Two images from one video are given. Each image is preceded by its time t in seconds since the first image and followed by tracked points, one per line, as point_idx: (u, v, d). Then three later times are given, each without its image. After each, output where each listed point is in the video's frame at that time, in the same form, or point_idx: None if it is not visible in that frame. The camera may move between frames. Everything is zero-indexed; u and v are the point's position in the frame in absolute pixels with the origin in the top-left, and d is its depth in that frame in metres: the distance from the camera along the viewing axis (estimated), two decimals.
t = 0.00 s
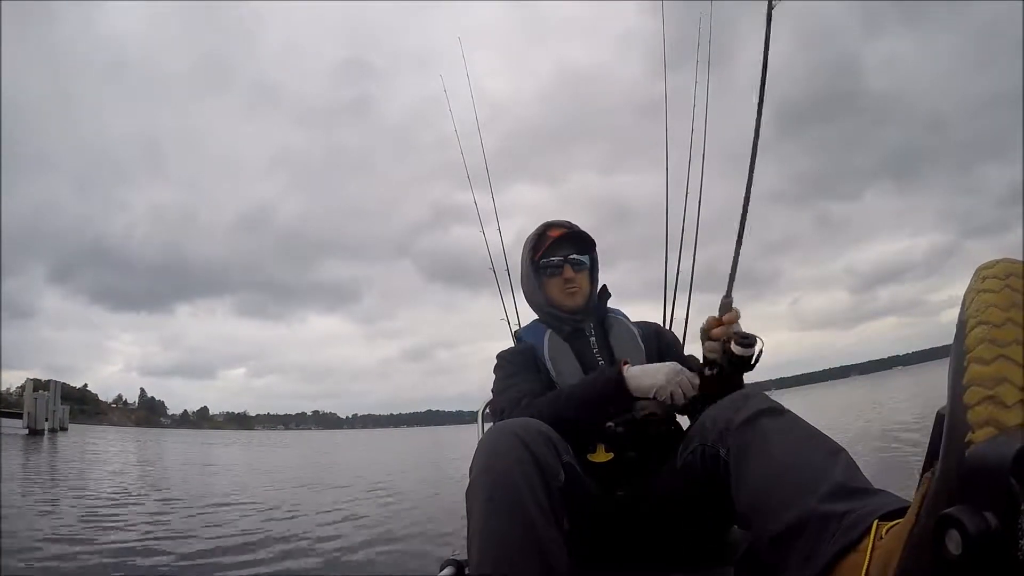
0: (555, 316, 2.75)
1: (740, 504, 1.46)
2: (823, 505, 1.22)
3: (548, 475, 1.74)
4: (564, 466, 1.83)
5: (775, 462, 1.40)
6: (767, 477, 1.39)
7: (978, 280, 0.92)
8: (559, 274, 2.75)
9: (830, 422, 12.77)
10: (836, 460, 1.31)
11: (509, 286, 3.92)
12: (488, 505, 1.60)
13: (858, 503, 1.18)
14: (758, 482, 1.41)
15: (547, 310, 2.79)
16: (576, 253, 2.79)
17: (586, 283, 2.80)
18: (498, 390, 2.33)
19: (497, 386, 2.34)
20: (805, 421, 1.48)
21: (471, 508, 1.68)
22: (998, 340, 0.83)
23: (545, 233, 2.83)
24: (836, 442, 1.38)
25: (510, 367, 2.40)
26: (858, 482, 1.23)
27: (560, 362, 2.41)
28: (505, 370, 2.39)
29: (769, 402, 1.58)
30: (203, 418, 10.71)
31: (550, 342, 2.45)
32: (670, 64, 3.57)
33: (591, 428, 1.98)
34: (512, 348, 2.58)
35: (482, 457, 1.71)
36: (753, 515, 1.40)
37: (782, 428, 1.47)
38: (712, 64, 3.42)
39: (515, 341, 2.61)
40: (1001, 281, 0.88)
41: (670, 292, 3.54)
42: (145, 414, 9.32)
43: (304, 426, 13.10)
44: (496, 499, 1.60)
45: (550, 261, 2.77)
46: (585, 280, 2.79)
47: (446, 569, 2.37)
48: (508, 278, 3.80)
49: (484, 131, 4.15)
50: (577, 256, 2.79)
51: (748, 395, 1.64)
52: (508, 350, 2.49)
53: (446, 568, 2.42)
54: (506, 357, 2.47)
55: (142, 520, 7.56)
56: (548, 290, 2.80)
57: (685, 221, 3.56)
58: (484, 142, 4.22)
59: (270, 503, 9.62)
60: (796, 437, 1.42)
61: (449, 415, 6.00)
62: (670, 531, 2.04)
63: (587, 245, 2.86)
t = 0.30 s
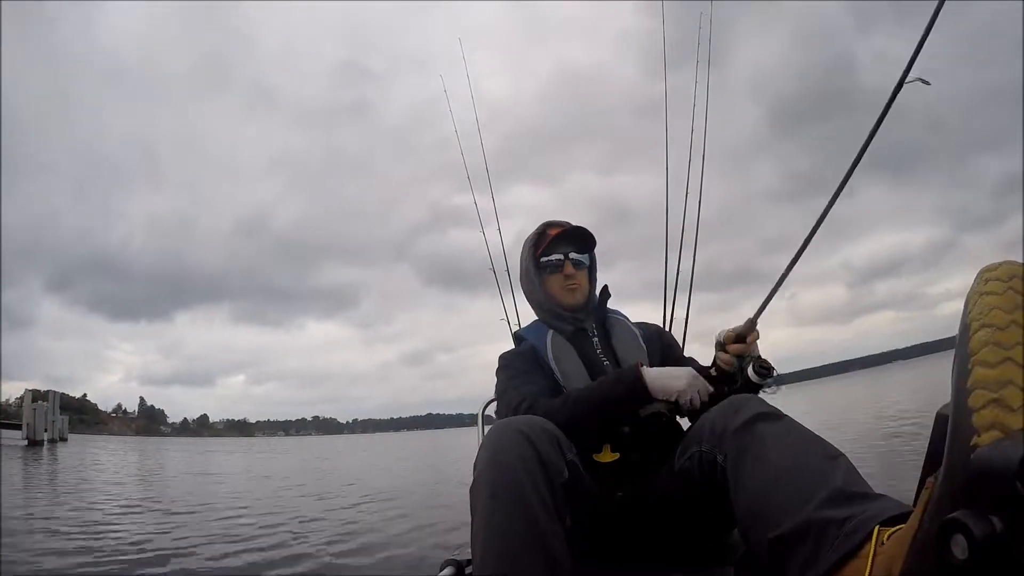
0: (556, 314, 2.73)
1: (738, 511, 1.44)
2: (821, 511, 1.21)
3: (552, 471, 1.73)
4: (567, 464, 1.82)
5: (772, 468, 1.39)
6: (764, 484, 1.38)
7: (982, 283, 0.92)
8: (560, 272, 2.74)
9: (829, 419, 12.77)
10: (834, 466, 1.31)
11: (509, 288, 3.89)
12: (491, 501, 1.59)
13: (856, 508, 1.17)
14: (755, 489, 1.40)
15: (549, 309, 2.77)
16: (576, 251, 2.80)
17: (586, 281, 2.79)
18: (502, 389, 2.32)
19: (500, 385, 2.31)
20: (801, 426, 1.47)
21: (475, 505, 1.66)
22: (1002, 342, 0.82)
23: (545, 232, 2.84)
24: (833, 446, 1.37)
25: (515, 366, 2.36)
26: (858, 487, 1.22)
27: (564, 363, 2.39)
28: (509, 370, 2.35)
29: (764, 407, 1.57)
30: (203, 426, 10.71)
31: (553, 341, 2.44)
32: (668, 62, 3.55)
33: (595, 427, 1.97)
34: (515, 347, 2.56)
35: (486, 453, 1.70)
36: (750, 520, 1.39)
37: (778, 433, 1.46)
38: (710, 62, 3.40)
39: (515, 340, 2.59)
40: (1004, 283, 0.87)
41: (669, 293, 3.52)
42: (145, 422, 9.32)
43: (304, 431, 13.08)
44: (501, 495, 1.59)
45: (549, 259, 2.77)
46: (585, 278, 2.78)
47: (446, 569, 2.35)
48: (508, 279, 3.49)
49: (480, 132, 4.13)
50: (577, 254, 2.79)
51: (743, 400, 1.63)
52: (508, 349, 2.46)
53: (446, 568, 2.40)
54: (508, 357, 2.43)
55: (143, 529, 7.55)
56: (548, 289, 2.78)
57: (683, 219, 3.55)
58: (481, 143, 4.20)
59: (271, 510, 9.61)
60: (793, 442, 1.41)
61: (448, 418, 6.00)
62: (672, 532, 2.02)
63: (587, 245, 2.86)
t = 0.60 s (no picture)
0: (557, 315, 2.73)
1: (739, 512, 1.44)
2: (823, 512, 1.21)
3: (556, 471, 1.72)
4: (570, 463, 1.82)
5: (772, 469, 1.39)
6: (764, 485, 1.38)
7: (984, 283, 0.92)
8: (561, 273, 2.74)
9: (827, 415, 12.78)
10: (835, 466, 1.31)
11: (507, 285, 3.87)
12: (495, 500, 1.59)
13: (857, 509, 1.17)
14: (755, 490, 1.40)
15: (549, 310, 2.77)
16: (578, 252, 2.79)
17: (587, 282, 2.79)
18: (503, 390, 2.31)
19: (501, 386, 2.31)
20: (801, 426, 1.47)
21: (477, 508, 1.66)
22: (1003, 343, 0.81)
23: (547, 233, 2.83)
24: (833, 446, 1.37)
25: (515, 368, 2.35)
26: (859, 487, 1.22)
27: (565, 364, 2.39)
28: (509, 371, 2.34)
29: (766, 408, 1.57)
30: (204, 429, 10.70)
31: (553, 342, 2.43)
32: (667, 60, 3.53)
33: (596, 427, 1.96)
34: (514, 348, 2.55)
35: (488, 455, 1.70)
36: (751, 521, 1.39)
37: (779, 434, 1.46)
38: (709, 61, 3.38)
39: (516, 341, 2.57)
40: (1006, 284, 0.87)
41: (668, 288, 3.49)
42: (145, 426, 9.30)
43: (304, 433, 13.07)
44: (504, 495, 1.59)
45: (551, 260, 2.77)
46: (586, 279, 2.78)
47: (447, 569, 2.34)
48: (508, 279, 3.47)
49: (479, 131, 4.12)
50: (579, 255, 2.79)
51: (743, 402, 1.63)
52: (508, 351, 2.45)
53: (446, 568, 2.39)
54: (508, 359, 2.42)
55: (143, 533, 7.54)
56: (549, 289, 2.77)
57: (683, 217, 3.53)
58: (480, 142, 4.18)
59: (271, 513, 9.60)
60: (795, 442, 1.41)
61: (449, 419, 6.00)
62: (672, 533, 2.02)
63: (589, 245, 2.86)
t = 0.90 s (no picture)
0: (559, 314, 2.73)
1: (738, 512, 1.44)
2: (823, 512, 1.21)
3: (556, 471, 1.72)
4: (569, 463, 1.82)
5: (771, 470, 1.39)
6: (764, 485, 1.38)
7: (984, 283, 0.92)
8: (565, 272, 2.73)
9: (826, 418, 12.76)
10: (835, 467, 1.31)
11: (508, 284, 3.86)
12: (494, 499, 1.60)
13: (858, 509, 1.18)
14: (755, 491, 1.40)
15: (551, 309, 2.77)
16: (583, 252, 2.78)
17: (591, 282, 2.78)
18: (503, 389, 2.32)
19: (502, 384, 2.31)
20: (802, 427, 1.47)
21: (477, 507, 1.66)
22: (1003, 343, 0.81)
23: (552, 231, 2.81)
24: (833, 447, 1.38)
25: (517, 365, 2.36)
26: (859, 488, 1.23)
27: (566, 363, 2.40)
28: (511, 368, 2.35)
29: (767, 408, 1.57)
30: (203, 425, 10.71)
31: (555, 342, 2.43)
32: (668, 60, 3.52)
33: (596, 426, 1.96)
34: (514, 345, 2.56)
35: (488, 455, 1.70)
36: (750, 521, 1.39)
37: (779, 434, 1.46)
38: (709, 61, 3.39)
39: (516, 338, 2.58)
40: (1006, 284, 0.87)
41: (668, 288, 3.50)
42: (144, 422, 9.32)
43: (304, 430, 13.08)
44: (504, 495, 1.59)
45: (555, 259, 2.75)
46: (589, 279, 2.78)
47: (446, 569, 2.35)
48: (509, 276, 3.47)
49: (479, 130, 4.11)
50: (584, 255, 2.77)
51: (743, 402, 1.63)
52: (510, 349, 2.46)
53: (446, 568, 2.39)
54: (509, 356, 2.42)
55: (142, 528, 7.55)
56: (552, 288, 2.77)
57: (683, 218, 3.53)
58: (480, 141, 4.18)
59: (270, 510, 9.61)
60: (796, 443, 1.41)
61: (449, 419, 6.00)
62: (671, 533, 2.02)
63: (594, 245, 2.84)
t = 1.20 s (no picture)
0: (559, 315, 2.73)
1: (739, 513, 1.44)
2: (822, 512, 1.21)
3: (550, 472, 1.72)
4: (564, 464, 1.81)
5: (770, 470, 1.39)
6: (763, 485, 1.38)
7: (984, 283, 0.92)
8: (566, 273, 2.73)
9: (825, 420, 12.74)
10: (835, 467, 1.30)
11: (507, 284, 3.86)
12: (490, 500, 1.59)
13: (857, 509, 1.17)
14: (754, 490, 1.40)
15: (551, 309, 2.77)
16: (584, 253, 2.77)
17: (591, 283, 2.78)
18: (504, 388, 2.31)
19: (504, 380, 2.30)
20: (801, 427, 1.47)
21: (472, 509, 1.66)
22: (1003, 343, 0.81)
23: (553, 231, 2.80)
24: (833, 447, 1.37)
25: (521, 360, 2.35)
26: (858, 488, 1.22)
27: (571, 359, 2.40)
28: (514, 364, 2.34)
29: (766, 408, 1.57)
30: (202, 423, 10.71)
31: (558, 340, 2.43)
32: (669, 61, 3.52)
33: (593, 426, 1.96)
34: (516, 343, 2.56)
35: (482, 457, 1.69)
36: (750, 521, 1.39)
37: (779, 434, 1.46)
38: (710, 61, 3.39)
39: (517, 336, 2.58)
40: (1006, 284, 0.87)
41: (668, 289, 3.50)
42: (144, 420, 9.32)
43: (303, 429, 13.08)
44: (498, 498, 1.59)
45: (556, 260, 2.74)
46: (590, 280, 2.78)
47: (446, 569, 2.34)
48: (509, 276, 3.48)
49: (480, 129, 4.11)
50: (584, 256, 2.77)
51: (742, 402, 1.63)
52: (512, 346, 2.46)
53: (446, 568, 2.38)
54: (513, 352, 2.42)
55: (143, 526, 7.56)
56: (553, 289, 2.76)
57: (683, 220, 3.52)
58: (482, 141, 4.19)
59: (269, 508, 9.61)
60: (795, 443, 1.40)
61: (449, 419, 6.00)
62: (671, 532, 2.02)
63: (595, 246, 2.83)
